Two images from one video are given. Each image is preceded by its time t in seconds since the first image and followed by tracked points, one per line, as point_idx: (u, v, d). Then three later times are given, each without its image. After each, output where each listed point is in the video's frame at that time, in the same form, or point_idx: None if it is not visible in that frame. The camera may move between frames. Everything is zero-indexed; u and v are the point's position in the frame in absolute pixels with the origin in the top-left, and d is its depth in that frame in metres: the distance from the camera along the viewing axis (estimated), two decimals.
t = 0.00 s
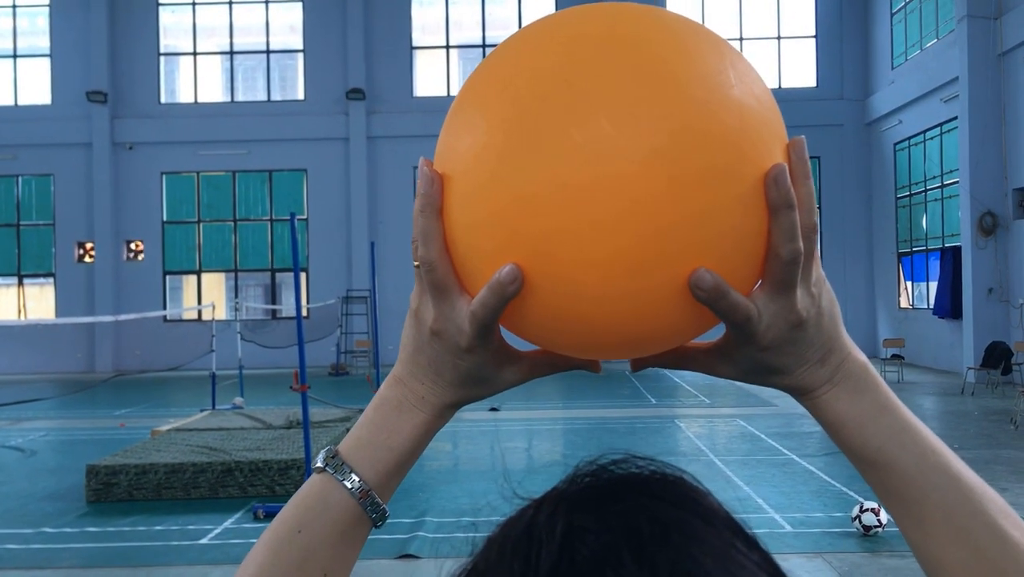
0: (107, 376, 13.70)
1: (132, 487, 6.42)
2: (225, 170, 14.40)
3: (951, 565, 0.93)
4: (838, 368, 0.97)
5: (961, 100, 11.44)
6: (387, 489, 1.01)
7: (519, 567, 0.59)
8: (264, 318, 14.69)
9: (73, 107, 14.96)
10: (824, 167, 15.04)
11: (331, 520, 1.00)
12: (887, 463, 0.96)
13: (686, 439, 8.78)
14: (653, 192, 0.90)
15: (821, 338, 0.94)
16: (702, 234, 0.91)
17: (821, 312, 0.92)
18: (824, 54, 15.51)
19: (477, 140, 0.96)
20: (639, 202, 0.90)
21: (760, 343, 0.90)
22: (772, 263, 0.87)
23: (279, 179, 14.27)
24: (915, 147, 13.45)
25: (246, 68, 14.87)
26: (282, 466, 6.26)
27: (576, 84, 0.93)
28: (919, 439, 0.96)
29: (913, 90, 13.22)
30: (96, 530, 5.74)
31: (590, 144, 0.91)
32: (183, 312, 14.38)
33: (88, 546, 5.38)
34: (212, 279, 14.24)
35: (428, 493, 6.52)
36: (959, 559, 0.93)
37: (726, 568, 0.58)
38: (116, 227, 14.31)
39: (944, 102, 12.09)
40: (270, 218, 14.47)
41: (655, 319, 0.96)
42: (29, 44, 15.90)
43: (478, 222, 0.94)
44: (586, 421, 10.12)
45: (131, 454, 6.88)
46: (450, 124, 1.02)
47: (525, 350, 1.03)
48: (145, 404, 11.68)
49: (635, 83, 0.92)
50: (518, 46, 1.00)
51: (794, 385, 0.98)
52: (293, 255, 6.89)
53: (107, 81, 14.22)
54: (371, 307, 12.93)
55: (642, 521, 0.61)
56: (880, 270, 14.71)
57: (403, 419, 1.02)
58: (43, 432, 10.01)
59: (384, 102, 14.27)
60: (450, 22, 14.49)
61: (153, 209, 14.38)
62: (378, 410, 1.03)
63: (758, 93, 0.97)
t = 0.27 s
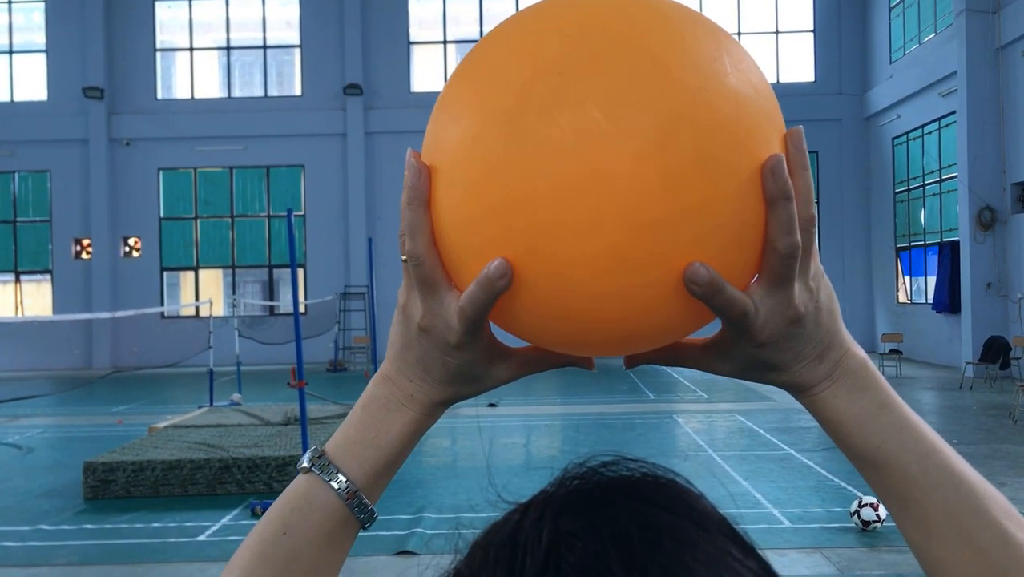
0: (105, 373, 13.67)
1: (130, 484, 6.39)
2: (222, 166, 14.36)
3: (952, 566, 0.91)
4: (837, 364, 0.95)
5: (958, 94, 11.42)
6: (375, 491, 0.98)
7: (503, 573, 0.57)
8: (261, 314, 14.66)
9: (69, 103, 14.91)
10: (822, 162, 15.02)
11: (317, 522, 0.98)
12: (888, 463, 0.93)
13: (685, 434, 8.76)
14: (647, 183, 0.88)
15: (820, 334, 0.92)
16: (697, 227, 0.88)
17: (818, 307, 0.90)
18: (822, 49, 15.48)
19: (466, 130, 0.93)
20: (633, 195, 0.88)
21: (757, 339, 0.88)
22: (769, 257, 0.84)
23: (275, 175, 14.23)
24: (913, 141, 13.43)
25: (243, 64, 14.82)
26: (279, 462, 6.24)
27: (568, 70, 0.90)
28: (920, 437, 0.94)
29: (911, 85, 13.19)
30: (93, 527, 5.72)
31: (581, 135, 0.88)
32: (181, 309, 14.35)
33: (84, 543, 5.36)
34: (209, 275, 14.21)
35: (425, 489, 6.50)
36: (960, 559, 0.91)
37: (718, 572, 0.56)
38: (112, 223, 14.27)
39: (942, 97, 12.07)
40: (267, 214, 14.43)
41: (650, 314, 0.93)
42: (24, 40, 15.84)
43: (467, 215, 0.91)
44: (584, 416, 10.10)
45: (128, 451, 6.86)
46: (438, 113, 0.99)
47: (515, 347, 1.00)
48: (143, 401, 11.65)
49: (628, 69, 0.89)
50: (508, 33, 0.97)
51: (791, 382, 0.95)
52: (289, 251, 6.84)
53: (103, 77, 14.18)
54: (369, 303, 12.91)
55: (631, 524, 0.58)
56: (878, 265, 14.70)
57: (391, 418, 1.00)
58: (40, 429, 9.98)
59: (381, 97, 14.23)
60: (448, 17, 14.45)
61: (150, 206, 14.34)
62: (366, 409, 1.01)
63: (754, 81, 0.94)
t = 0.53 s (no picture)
0: (100, 369, 13.62)
1: (125, 480, 6.36)
2: (218, 161, 14.30)
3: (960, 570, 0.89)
4: (841, 364, 0.92)
5: (955, 88, 11.38)
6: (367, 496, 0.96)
7: None
8: (258, 310, 14.61)
9: (64, 98, 14.84)
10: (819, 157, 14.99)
11: (305, 527, 0.95)
12: (895, 465, 0.90)
13: (682, 429, 8.74)
14: (646, 171, 0.84)
15: (824, 332, 0.89)
16: (699, 222, 0.85)
17: (823, 305, 0.87)
18: (819, 43, 15.45)
19: (458, 122, 0.90)
20: (633, 185, 0.84)
21: (759, 338, 0.85)
22: (772, 253, 0.82)
23: (271, 170, 14.16)
24: (910, 135, 13.40)
25: (238, 59, 14.75)
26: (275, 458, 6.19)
27: (564, 59, 0.87)
28: (927, 438, 0.91)
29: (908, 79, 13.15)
30: (88, 524, 5.68)
31: (577, 123, 0.85)
32: (177, 304, 14.30)
33: (79, 540, 5.32)
34: (205, 270, 14.16)
35: (422, 485, 6.47)
36: (969, 563, 0.88)
37: None
38: (107, 219, 14.20)
39: (939, 91, 12.04)
40: (263, 210, 14.37)
41: (649, 313, 0.90)
42: (18, 35, 15.76)
43: (461, 208, 0.88)
44: (581, 411, 10.07)
45: (123, 447, 6.81)
46: (429, 104, 0.96)
47: (511, 346, 0.97)
48: (139, 397, 11.61)
49: (626, 58, 0.86)
50: (503, 23, 0.94)
51: (794, 382, 0.92)
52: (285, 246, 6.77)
53: (98, 72, 14.10)
54: (365, 298, 12.88)
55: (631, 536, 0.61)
56: (875, 260, 14.68)
57: (381, 419, 0.97)
58: (35, 425, 9.94)
59: (377, 92, 14.17)
60: (444, 11, 14.39)
61: (145, 201, 14.28)
62: (357, 410, 0.98)
63: (756, 71, 0.91)
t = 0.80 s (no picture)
0: (90, 367, 13.53)
1: (115, 479, 6.30)
2: (208, 158, 14.21)
3: None
4: (850, 372, 0.88)
5: (946, 86, 11.37)
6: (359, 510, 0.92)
7: None
8: (248, 307, 14.54)
9: (53, 94, 14.72)
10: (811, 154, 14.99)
11: (295, 543, 0.91)
12: (907, 476, 0.87)
13: (673, 426, 8.72)
14: (649, 173, 0.80)
15: (832, 340, 0.85)
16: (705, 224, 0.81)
17: (831, 311, 0.84)
18: (811, 41, 15.44)
19: (452, 123, 0.86)
20: (635, 187, 0.80)
21: (765, 345, 0.82)
22: (780, 257, 0.78)
23: (262, 167, 14.09)
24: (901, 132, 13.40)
25: (228, 55, 14.65)
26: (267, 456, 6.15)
27: (564, 54, 0.83)
28: (939, 448, 0.87)
29: (899, 77, 13.15)
30: (78, 523, 5.62)
31: (576, 121, 0.81)
32: (167, 302, 14.21)
33: (69, 539, 5.27)
34: (195, 268, 14.07)
35: (413, 483, 6.44)
36: None
37: None
38: (97, 216, 14.09)
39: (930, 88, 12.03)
40: (254, 207, 14.29)
41: (653, 320, 0.86)
42: (6, 30, 15.63)
43: (457, 211, 0.84)
44: (573, 409, 10.04)
45: (113, 445, 6.75)
46: (423, 104, 0.92)
47: (508, 355, 0.93)
48: (129, 394, 11.53)
49: (628, 55, 0.82)
50: (499, 20, 0.90)
51: (801, 390, 0.89)
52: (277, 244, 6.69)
53: (87, 68, 14.00)
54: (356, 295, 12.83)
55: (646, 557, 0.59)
56: (867, 257, 14.69)
57: (374, 430, 0.93)
58: (24, 423, 9.87)
59: (367, 89, 14.12)
60: (435, 8, 14.32)
61: (135, 197, 14.18)
62: (347, 421, 0.95)
63: (762, 68, 0.88)
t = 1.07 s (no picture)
0: (71, 365, 13.41)
1: (97, 478, 6.23)
2: (191, 155, 14.11)
3: None
4: (849, 375, 0.85)
5: (929, 86, 11.40)
6: (344, 520, 0.90)
7: None
8: (231, 304, 14.44)
9: (33, 89, 14.57)
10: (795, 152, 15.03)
11: (278, 552, 0.89)
12: (908, 481, 0.83)
13: (658, 424, 8.71)
14: (646, 171, 0.77)
15: (831, 342, 0.82)
16: (703, 226, 0.79)
17: (831, 312, 0.81)
18: (794, 40, 15.50)
19: (441, 119, 0.83)
20: (631, 188, 0.78)
21: (763, 348, 0.80)
22: (779, 257, 0.75)
23: (245, 164, 14.00)
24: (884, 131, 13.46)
25: (211, 51, 14.53)
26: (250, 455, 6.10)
27: (558, 48, 0.80)
28: (942, 453, 0.84)
29: (882, 76, 13.20)
30: (59, 523, 5.56)
31: (572, 119, 0.78)
32: (149, 299, 14.11)
33: (49, 540, 5.20)
34: (178, 265, 13.97)
35: (397, 482, 6.40)
36: None
37: None
38: (78, 213, 13.96)
39: (913, 87, 12.08)
40: (237, 204, 14.19)
41: (650, 323, 0.83)
42: None
43: (447, 209, 0.81)
44: (557, 407, 10.02)
45: (94, 444, 6.67)
46: (410, 100, 0.89)
47: (497, 357, 0.91)
48: (111, 393, 11.43)
49: (624, 48, 0.79)
50: (492, 11, 0.87)
51: (798, 394, 0.86)
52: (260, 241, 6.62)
53: (68, 64, 13.86)
54: (340, 294, 12.79)
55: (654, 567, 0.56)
56: (850, 255, 14.75)
57: (359, 435, 0.91)
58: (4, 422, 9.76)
59: (351, 85, 14.05)
60: (420, 4, 14.26)
61: (116, 194, 14.05)
62: (333, 425, 0.92)
63: (760, 62, 0.85)
